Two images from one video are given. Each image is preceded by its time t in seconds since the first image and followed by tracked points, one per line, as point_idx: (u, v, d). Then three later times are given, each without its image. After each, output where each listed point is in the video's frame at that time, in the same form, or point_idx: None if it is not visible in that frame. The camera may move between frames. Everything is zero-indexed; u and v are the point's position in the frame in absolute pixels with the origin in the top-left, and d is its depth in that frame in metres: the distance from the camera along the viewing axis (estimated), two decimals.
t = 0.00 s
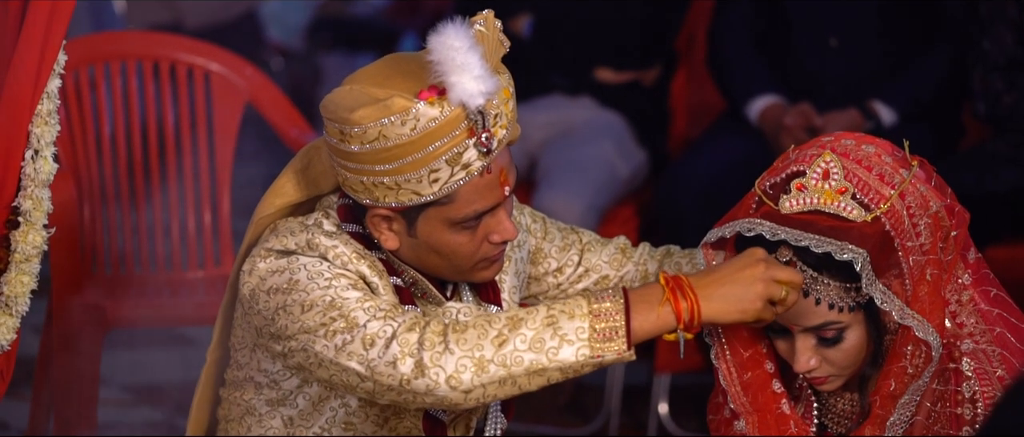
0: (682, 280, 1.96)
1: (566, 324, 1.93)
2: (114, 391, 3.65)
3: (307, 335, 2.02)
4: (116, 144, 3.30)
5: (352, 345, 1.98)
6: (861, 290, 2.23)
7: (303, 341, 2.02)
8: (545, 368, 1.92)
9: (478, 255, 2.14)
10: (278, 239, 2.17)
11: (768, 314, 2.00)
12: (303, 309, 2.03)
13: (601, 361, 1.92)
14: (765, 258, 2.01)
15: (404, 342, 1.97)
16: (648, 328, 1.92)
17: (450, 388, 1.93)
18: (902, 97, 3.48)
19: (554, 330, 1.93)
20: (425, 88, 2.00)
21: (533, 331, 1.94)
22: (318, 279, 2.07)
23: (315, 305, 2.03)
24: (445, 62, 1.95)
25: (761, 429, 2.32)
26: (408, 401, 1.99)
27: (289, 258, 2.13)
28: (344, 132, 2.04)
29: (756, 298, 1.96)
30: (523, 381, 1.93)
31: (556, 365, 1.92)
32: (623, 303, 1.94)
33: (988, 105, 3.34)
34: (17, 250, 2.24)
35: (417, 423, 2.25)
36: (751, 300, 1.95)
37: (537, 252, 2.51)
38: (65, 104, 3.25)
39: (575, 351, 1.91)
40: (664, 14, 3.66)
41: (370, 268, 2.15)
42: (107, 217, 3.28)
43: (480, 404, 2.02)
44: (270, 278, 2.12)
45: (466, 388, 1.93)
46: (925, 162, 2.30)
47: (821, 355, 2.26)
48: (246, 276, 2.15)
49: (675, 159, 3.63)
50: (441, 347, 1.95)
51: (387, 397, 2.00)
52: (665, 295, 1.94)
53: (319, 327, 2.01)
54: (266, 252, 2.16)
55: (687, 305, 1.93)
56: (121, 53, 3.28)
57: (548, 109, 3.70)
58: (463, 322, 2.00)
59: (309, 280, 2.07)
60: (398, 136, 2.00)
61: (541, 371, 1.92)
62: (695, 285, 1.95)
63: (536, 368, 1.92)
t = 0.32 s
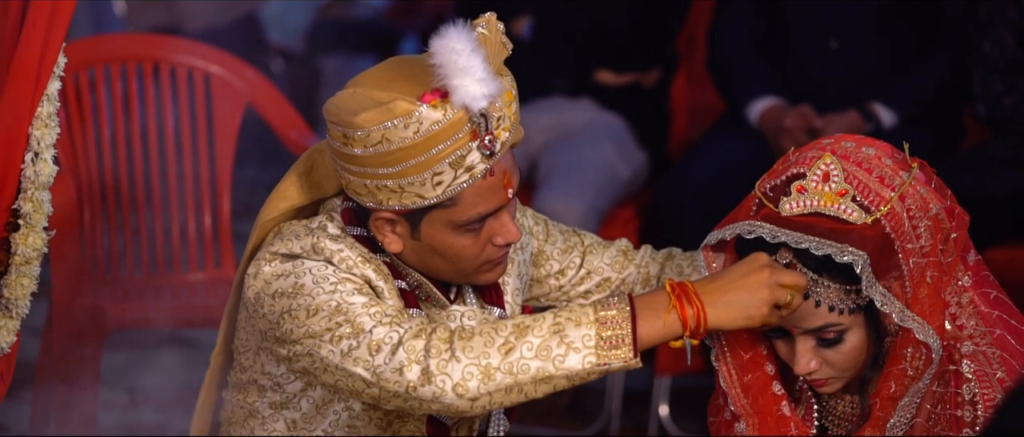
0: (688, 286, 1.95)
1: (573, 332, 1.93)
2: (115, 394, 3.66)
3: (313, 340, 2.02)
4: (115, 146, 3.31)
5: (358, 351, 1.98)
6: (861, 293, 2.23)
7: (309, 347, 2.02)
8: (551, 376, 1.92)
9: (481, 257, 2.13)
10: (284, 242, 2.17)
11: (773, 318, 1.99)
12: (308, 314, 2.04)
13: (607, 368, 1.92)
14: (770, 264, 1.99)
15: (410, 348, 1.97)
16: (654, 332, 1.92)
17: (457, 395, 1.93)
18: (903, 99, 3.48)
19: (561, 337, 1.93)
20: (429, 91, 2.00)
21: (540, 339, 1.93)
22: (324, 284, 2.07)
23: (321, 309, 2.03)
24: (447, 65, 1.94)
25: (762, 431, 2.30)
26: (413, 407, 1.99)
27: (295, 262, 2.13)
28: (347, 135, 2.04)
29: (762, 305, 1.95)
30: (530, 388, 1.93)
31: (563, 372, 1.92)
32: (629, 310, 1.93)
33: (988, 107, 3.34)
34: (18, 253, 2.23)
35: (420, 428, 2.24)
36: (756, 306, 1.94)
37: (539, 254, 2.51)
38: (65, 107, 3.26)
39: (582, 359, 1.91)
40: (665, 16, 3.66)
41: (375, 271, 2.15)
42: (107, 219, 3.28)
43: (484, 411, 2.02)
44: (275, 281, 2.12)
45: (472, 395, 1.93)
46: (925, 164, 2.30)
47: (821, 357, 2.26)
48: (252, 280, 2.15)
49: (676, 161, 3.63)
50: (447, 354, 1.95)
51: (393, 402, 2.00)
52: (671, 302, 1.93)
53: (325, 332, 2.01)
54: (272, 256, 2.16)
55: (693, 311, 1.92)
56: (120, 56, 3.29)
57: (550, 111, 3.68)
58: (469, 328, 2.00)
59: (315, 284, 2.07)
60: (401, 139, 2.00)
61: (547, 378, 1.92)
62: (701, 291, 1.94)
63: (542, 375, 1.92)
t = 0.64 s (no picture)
0: (685, 277, 1.97)
1: (570, 326, 1.93)
2: (114, 394, 3.66)
3: (313, 337, 2.02)
4: (115, 148, 3.30)
5: (358, 348, 1.98)
6: (860, 292, 2.23)
7: (309, 344, 2.02)
8: (550, 370, 1.92)
9: (483, 257, 2.13)
10: (285, 240, 2.16)
11: (771, 306, 2.01)
12: (309, 312, 2.03)
13: (606, 362, 1.92)
14: (766, 252, 2.01)
15: (409, 345, 1.96)
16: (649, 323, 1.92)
17: (455, 392, 1.93)
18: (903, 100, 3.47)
19: (558, 332, 1.93)
20: (433, 91, 1.99)
21: (536, 334, 1.93)
22: (324, 281, 2.06)
23: (321, 307, 2.02)
24: (453, 65, 1.94)
25: (761, 432, 2.30)
26: (413, 404, 1.99)
27: (295, 260, 2.13)
28: (351, 134, 2.05)
29: (761, 293, 1.96)
30: (528, 384, 1.93)
31: (561, 367, 1.92)
32: (627, 302, 1.94)
33: (988, 107, 3.33)
34: (17, 253, 2.24)
35: (421, 426, 2.24)
36: (754, 295, 1.96)
37: (540, 255, 2.51)
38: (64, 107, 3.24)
39: (580, 352, 1.91)
40: (664, 17, 3.66)
41: (376, 270, 2.14)
42: (107, 220, 3.28)
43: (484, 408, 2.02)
44: (276, 279, 2.11)
45: (472, 392, 1.93)
46: (925, 164, 2.30)
47: (820, 357, 2.26)
48: (252, 277, 2.14)
49: (676, 161, 3.63)
50: (445, 351, 1.95)
51: (393, 400, 2.00)
52: (668, 294, 1.95)
53: (325, 329, 2.00)
54: (273, 254, 2.15)
55: (691, 302, 1.94)
56: (119, 56, 3.28)
57: (550, 111, 3.69)
58: (469, 325, 2.00)
59: (315, 282, 2.07)
60: (406, 138, 2.00)
61: (546, 373, 1.92)
62: (698, 281, 1.96)
63: (541, 370, 1.92)
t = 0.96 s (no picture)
0: (683, 262, 1.95)
1: (568, 311, 1.93)
2: (114, 394, 3.65)
3: (314, 328, 2.02)
4: (114, 147, 3.30)
5: (358, 337, 1.98)
6: (858, 289, 2.23)
7: (309, 335, 2.03)
8: (549, 356, 1.92)
9: (483, 252, 2.13)
10: (285, 234, 2.17)
11: (769, 292, 1.98)
12: (309, 303, 2.04)
13: (605, 346, 1.92)
14: (765, 239, 1.97)
15: (409, 333, 1.97)
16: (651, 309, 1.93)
17: (455, 378, 1.93)
18: (902, 102, 3.45)
19: (557, 317, 1.93)
20: (435, 84, 2.00)
21: (535, 319, 1.93)
22: (325, 273, 2.07)
23: (322, 298, 2.03)
24: (454, 57, 1.94)
25: (762, 431, 2.30)
26: (414, 393, 1.98)
27: (296, 253, 2.14)
28: (353, 126, 2.05)
29: (759, 279, 1.93)
30: (527, 370, 1.93)
31: (560, 352, 1.91)
32: (625, 287, 1.94)
33: (988, 106, 3.27)
34: (17, 252, 2.24)
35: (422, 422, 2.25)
36: (753, 281, 1.93)
37: (541, 254, 2.51)
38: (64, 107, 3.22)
39: (579, 337, 1.91)
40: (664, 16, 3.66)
41: (377, 263, 2.14)
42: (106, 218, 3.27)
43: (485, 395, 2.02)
44: (277, 272, 2.12)
45: (471, 378, 1.93)
46: (922, 162, 2.30)
47: (819, 354, 2.26)
48: (253, 271, 2.15)
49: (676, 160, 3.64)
50: (444, 338, 1.95)
51: (393, 388, 1.99)
52: (667, 278, 1.94)
53: (326, 320, 2.01)
54: (273, 247, 2.16)
55: (689, 287, 1.92)
56: (119, 56, 3.25)
57: (548, 112, 3.71)
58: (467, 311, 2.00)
59: (316, 274, 2.07)
60: (408, 130, 2.00)
61: (545, 358, 1.92)
62: (697, 266, 1.94)
63: (540, 355, 1.92)
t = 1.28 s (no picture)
0: (682, 238, 1.96)
1: (567, 286, 1.95)
2: (115, 394, 3.65)
3: (314, 313, 2.03)
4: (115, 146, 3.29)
5: (358, 319, 1.99)
6: (857, 286, 2.23)
7: (310, 321, 2.03)
8: (548, 331, 1.93)
9: (483, 243, 2.13)
10: (286, 223, 2.19)
11: (767, 271, 1.99)
12: (311, 289, 2.05)
13: (604, 321, 1.94)
14: (765, 216, 1.99)
15: (409, 313, 1.98)
16: (648, 285, 1.94)
17: (455, 355, 1.94)
18: (903, 101, 3.45)
19: (555, 293, 1.94)
20: (436, 72, 2.02)
21: (534, 295, 1.95)
22: (326, 260, 2.08)
23: (323, 283, 2.04)
24: (457, 43, 1.96)
25: (763, 430, 2.31)
26: (414, 374, 1.99)
27: (298, 242, 2.15)
28: (355, 112, 2.07)
29: (758, 255, 1.95)
30: (527, 346, 1.94)
31: (559, 327, 1.93)
32: (623, 266, 1.95)
33: (988, 107, 3.25)
34: (17, 252, 2.24)
35: (422, 413, 2.24)
36: (751, 256, 1.95)
37: (542, 253, 2.50)
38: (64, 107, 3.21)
39: (578, 312, 1.93)
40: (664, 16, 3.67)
41: (378, 252, 2.15)
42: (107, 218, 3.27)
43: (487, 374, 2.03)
44: (279, 260, 2.14)
45: (471, 354, 1.94)
46: (922, 162, 2.32)
47: (819, 353, 2.26)
48: (256, 261, 2.17)
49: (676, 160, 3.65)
50: (444, 316, 1.97)
51: (393, 370, 2.00)
52: (665, 254, 1.95)
53: (327, 304, 2.02)
54: (275, 237, 2.18)
55: (688, 262, 1.94)
56: (122, 55, 3.27)
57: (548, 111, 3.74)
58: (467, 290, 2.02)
59: (317, 260, 2.08)
60: (409, 116, 2.01)
61: (545, 334, 1.93)
62: (696, 242, 1.96)
63: (539, 331, 1.93)
